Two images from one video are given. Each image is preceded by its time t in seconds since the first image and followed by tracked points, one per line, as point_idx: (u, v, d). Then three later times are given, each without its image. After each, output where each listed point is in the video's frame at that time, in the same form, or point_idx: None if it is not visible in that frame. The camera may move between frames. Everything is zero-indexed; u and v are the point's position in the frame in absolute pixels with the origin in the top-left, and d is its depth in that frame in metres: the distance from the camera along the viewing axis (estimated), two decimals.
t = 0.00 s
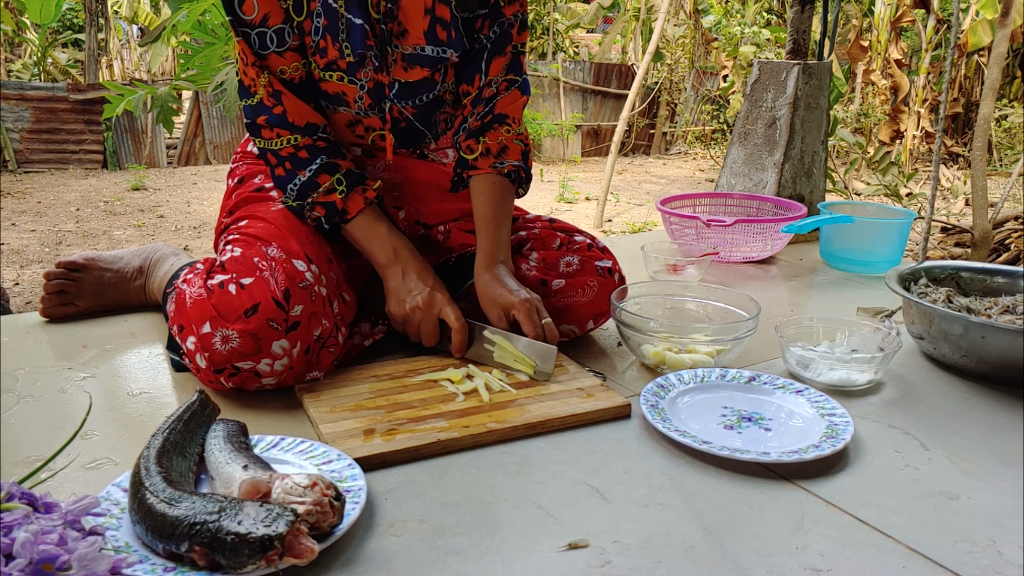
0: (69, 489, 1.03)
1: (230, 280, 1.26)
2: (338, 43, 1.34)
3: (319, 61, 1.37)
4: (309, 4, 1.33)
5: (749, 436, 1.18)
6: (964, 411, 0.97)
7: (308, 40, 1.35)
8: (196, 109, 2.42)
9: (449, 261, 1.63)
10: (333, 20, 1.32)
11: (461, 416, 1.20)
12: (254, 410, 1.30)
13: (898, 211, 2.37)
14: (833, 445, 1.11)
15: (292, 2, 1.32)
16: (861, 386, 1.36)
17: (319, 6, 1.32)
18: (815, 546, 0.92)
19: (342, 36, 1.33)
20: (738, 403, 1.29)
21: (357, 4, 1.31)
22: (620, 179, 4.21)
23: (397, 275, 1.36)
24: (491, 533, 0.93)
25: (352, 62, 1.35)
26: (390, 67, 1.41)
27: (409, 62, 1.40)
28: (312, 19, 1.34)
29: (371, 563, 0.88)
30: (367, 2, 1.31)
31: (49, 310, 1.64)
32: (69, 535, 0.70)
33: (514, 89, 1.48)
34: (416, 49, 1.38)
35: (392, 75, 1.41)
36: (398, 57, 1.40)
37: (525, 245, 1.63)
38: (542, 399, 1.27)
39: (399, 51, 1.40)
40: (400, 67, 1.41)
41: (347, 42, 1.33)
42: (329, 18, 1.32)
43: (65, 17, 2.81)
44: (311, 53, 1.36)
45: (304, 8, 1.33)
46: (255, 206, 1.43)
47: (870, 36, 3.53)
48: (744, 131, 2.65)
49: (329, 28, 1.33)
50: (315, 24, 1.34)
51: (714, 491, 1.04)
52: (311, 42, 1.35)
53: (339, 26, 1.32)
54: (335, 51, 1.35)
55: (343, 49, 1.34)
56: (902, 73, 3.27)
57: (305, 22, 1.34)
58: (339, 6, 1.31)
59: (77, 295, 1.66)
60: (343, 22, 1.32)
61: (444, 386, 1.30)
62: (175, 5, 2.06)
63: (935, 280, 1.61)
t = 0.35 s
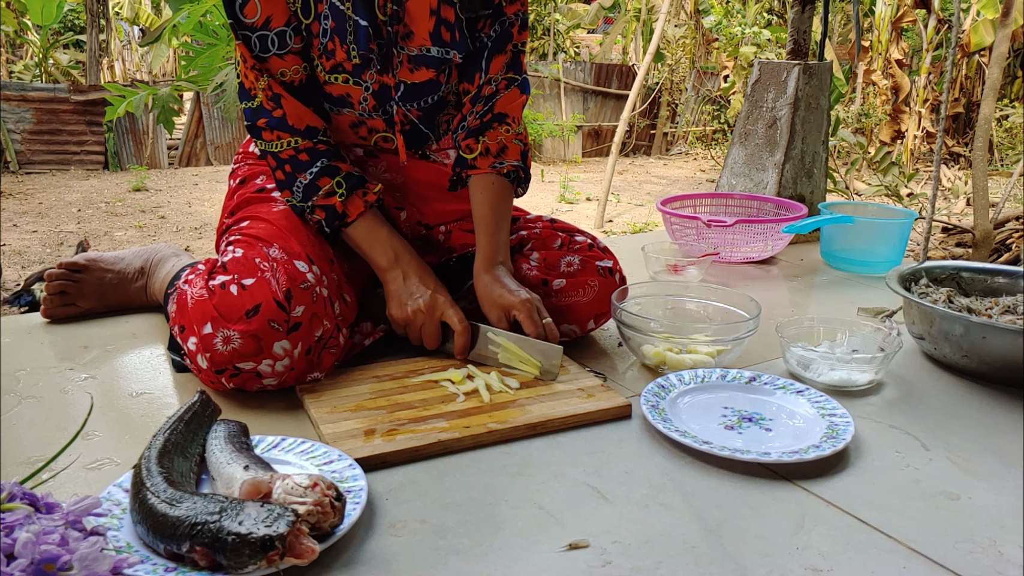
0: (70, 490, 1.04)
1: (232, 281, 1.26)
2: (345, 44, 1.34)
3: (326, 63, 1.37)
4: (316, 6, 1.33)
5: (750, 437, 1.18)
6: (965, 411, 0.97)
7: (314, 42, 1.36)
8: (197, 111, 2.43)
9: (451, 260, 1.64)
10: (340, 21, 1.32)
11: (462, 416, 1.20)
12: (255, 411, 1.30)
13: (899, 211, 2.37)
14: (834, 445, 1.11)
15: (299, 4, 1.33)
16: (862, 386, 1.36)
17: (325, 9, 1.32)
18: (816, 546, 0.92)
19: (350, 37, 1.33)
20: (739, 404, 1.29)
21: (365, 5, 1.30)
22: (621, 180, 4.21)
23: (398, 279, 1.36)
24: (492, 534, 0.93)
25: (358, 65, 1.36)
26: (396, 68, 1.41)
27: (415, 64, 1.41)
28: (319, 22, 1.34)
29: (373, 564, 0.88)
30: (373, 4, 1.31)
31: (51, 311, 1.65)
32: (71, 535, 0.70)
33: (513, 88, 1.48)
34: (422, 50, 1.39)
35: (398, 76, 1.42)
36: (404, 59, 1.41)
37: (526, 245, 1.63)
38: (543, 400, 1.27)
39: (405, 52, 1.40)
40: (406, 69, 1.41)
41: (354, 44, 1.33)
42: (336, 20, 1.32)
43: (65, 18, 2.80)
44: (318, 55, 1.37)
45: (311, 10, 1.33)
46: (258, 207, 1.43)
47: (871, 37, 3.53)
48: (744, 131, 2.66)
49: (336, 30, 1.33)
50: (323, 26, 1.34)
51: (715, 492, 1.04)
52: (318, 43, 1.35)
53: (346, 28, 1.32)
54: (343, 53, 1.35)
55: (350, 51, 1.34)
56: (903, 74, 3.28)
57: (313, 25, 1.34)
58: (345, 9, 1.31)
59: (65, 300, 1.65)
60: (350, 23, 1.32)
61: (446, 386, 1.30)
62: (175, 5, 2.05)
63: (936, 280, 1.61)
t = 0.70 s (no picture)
0: (70, 490, 1.04)
1: (232, 282, 1.26)
2: (347, 44, 1.34)
3: (327, 63, 1.37)
4: (317, 6, 1.33)
5: (750, 437, 1.18)
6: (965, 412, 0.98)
7: (315, 42, 1.35)
8: (198, 111, 2.43)
9: (450, 261, 1.63)
10: (342, 21, 1.32)
11: (462, 417, 1.20)
12: (256, 411, 1.30)
13: (900, 212, 2.37)
14: (835, 446, 1.12)
15: (300, 5, 1.33)
16: (862, 387, 1.37)
17: (327, 9, 1.32)
18: (816, 547, 0.92)
19: (350, 37, 1.33)
20: (739, 404, 1.30)
21: (365, 6, 1.31)
22: (621, 181, 4.21)
23: (393, 281, 1.36)
24: (493, 534, 0.93)
25: (360, 65, 1.36)
26: (398, 67, 1.40)
27: (417, 62, 1.40)
28: (320, 22, 1.34)
29: (373, 564, 0.88)
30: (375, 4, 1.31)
31: (50, 311, 1.65)
32: (71, 536, 0.70)
33: (513, 86, 1.48)
34: (423, 49, 1.39)
35: (399, 75, 1.41)
36: (405, 58, 1.40)
37: (526, 245, 1.64)
38: (543, 400, 1.27)
39: (407, 51, 1.40)
40: (408, 68, 1.41)
41: (356, 44, 1.33)
42: (338, 20, 1.32)
43: (66, 19, 2.80)
44: (318, 55, 1.37)
45: (311, 10, 1.33)
46: (258, 207, 1.44)
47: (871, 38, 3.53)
48: (745, 132, 2.66)
49: (337, 30, 1.33)
50: (324, 26, 1.34)
51: (715, 492, 1.04)
52: (319, 43, 1.35)
53: (348, 28, 1.32)
54: (344, 53, 1.35)
55: (353, 51, 1.34)
56: (903, 75, 3.18)
57: (314, 25, 1.34)
58: (346, 9, 1.31)
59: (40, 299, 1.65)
60: (351, 24, 1.32)
61: (446, 387, 1.30)
62: (176, 6, 2.05)
63: (937, 281, 1.61)
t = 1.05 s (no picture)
0: (71, 490, 1.04)
1: (232, 282, 1.26)
2: (347, 42, 1.34)
3: (326, 62, 1.37)
4: (315, 4, 1.33)
5: (750, 437, 1.18)
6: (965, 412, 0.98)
7: (314, 41, 1.35)
8: (198, 111, 2.43)
9: (451, 261, 1.62)
10: (340, 19, 1.32)
11: (463, 417, 1.20)
12: (257, 411, 1.30)
13: (900, 212, 2.37)
14: (835, 446, 1.12)
15: (299, 3, 1.32)
16: (862, 387, 1.37)
17: (326, 7, 1.32)
18: (816, 547, 0.92)
19: (350, 36, 1.33)
20: (740, 404, 1.30)
21: (364, 4, 1.31)
22: (621, 180, 4.22)
23: (394, 284, 1.36)
24: (493, 534, 0.93)
25: (359, 62, 1.35)
26: (398, 66, 1.41)
27: (417, 59, 1.41)
28: (319, 20, 1.34)
29: (373, 564, 0.88)
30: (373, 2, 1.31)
31: (52, 311, 1.65)
32: (72, 536, 0.70)
33: (512, 84, 1.48)
34: (423, 46, 1.40)
35: (399, 73, 1.42)
36: (405, 55, 1.41)
37: (527, 245, 1.64)
38: (544, 400, 1.27)
39: (406, 48, 1.41)
40: (408, 65, 1.42)
41: (356, 42, 1.34)
42: (337, 18, 1.32)
43: (67, 20, 2.81)
44: (317, 54, 1.36)
45: (310, 8, 1.33)
46: (258, 207, 1.44)
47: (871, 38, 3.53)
48: (745, 132, 2.66)
49: (336, 28, 1.33)
50: (323, 25, 1.34)
51: (716, 492, 1.04)
52: (318, 42, 1.35)
53: (347, 26, 1.33)
54: (344, 51, 1.35)
55: (352, 49, 1.34)
56: (902, 75, 3.26)
57: (313, 23, 1.34)
58: (345, 6, 1.31)
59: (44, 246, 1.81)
60: (350, 22, 1.32)
61: (447, 387, 1.30)
62: (176, 7, 2.05)
63: (937, 281, 1.61)
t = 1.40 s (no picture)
0: (72, 489, 1.04)
1: (233, 281, 1.27)
2: (348, 42, 1.34)
3: (328, 61, 1.37)
4: (317, 4, 1.33)
5: (751, 437, 1.19)
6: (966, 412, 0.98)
7: (317, 40, 1.35)
8: (199, 111, 2.43)
9: (451, 260, 1.64)
10: (342, 19, 1.33)
11: (463, 416, 1.20)
12: (257, 410, 1.30)
13: (901, 212, 2.37)
14: (835, 446, 1.12)
15: (301, 3, 1.33)
16: (863, 387, 1.37)
17: (329, 7, 1.33)
18: (817, 547, 0.92)
19: (353, 35, 1.34)
20: (740, 404, 1.30)
21: (367, 3, 1.32)
22: (622, 180, 4.22)
23: (394, 281, 1.36)
24: (494, 533, 0.93)
25: (363, 62, 1.36)
26: (401, 65, 1.41)
27: (419, 59, 1.41)
28: (321, 20, 1.34)
29: (374, 563, 0.88)
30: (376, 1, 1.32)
31: (52, 310, 1.65)
32: (74, 534, 0.70)
33: (513, 83, 1.49)
34: (425, 46, 1.39)
35: (402, 73, 1.42)
36: (407, 55, 1.41)
37: (527, 245, 1.64)
38: (544, 400, 1.28)
39: (408, 48, 1.40)
40: (411, 64, 1.42)
41: (359, 42, 1.34)
42: (339, 18, 1.33)
43: (68, 19, 2.81)
44: (320, 53, 1.37)
45: (312, 8, 1.33)
46: (259, 207, 1.44)
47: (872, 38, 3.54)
48: (746, 132, 2.66)
49: (339, 28, 1.33)
50: (325, 24, 1.34)
51: (716, 492, 1.04)
52: (320, 42, 1.36)
53: (349, 26, 1.33)
54: (346, 50, 1.35)
55: (354, 49, 1.35)
56: (904, 75, 3.27)
57: (315, 22, 1.34)
58: (348, 6, 1.32)
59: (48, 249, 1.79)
60: (353, 21, 1.33)
61: (447, 386, 1.30)
62: (176, 6, 2.05)
63: (937, 281, 1.61)
